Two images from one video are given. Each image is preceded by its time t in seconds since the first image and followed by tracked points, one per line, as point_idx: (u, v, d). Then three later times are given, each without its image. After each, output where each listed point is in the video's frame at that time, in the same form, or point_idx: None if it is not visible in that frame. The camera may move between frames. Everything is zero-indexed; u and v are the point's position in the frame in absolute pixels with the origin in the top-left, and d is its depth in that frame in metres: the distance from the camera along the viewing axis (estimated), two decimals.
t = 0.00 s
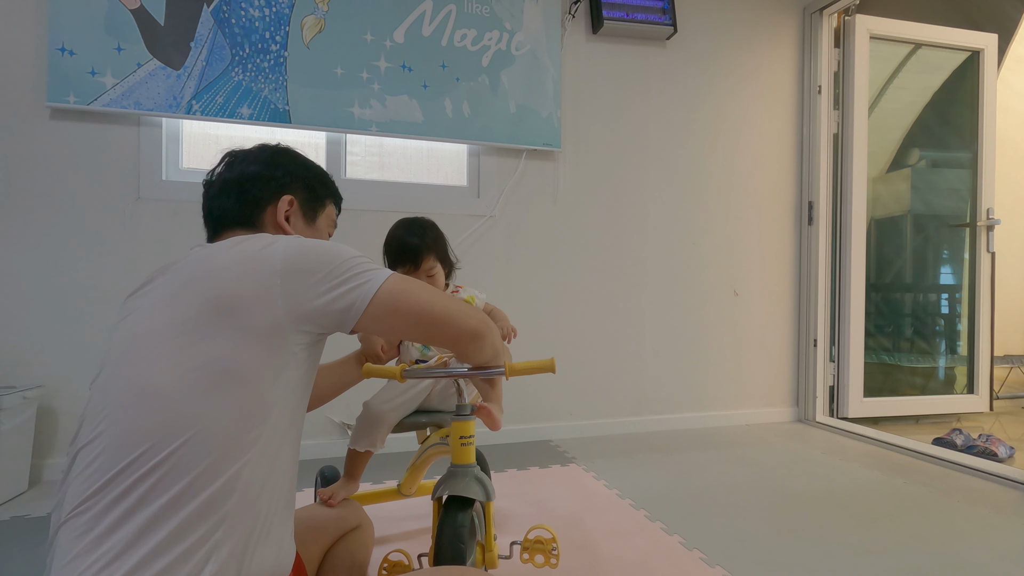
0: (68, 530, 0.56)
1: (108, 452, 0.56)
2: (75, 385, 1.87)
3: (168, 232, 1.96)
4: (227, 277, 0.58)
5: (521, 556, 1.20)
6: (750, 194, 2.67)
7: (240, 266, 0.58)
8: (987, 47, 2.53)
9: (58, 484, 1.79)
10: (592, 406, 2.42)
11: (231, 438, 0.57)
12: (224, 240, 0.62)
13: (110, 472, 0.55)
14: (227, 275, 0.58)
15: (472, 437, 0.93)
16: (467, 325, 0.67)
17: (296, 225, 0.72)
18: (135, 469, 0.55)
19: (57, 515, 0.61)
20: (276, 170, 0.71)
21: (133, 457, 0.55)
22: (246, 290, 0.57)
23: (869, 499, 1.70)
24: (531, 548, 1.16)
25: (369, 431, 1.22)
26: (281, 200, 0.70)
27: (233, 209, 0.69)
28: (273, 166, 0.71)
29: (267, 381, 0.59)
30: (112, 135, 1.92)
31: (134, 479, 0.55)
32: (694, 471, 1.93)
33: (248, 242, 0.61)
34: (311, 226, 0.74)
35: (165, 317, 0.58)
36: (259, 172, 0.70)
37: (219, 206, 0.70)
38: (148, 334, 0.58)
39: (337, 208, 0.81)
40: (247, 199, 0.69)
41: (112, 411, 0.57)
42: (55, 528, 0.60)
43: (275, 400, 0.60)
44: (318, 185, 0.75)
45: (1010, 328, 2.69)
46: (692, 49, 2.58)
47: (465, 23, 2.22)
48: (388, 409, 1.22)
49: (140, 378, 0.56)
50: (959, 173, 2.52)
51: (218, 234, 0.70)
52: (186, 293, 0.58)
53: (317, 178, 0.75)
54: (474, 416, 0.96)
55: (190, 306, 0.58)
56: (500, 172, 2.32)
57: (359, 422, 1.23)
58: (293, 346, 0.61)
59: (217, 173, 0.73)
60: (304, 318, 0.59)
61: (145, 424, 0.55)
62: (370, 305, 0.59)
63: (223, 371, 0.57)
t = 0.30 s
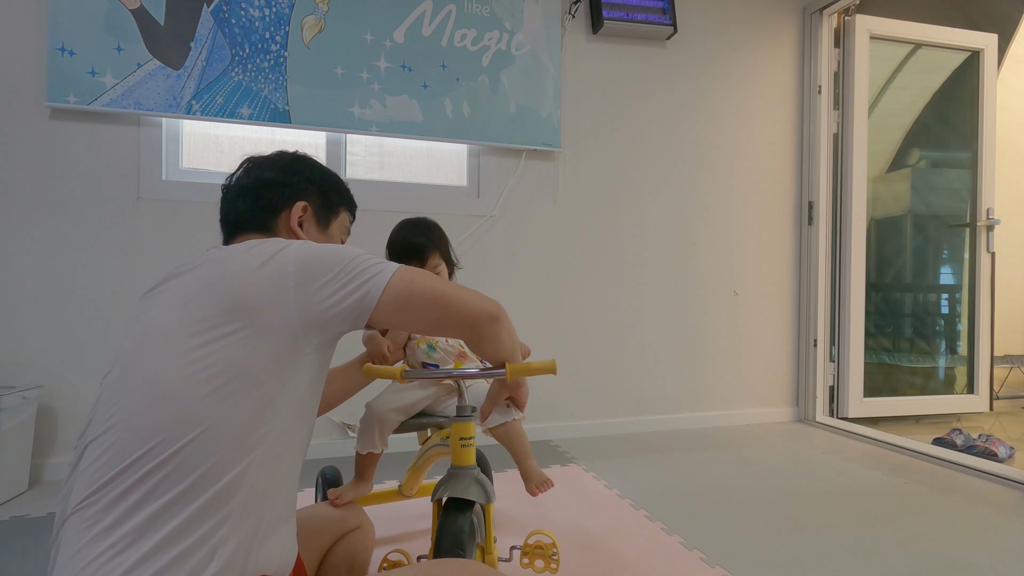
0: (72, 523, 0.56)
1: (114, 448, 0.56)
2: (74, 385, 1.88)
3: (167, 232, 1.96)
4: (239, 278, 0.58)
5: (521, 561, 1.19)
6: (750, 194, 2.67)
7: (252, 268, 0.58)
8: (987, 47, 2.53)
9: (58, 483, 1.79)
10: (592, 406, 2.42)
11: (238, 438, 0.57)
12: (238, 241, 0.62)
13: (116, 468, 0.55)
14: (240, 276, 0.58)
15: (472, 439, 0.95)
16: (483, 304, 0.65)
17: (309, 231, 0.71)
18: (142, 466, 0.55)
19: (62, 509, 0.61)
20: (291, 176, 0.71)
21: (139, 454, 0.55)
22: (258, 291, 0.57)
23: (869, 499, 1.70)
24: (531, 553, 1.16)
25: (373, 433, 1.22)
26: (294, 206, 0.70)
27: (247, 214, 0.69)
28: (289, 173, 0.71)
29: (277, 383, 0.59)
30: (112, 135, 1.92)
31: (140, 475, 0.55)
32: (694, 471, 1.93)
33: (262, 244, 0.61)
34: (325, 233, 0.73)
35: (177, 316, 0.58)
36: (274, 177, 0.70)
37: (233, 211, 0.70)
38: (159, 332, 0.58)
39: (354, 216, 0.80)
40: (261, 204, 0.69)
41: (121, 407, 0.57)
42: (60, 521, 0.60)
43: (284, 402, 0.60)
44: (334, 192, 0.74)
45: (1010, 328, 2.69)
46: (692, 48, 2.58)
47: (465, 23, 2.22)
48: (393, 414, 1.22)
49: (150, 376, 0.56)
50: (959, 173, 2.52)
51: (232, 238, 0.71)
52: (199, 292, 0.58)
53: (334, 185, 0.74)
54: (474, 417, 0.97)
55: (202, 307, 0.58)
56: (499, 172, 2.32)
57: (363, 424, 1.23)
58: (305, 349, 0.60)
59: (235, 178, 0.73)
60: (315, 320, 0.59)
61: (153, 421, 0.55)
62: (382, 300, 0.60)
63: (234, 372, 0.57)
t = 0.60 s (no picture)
0: (73, 522, 0.56)
1: (115, 448, 0.55)
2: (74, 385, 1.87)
3: (167, 232, 1.96)
4: (242, 277, 0.58)
5: None
6: (750, 194, 2.67)
7: (255, 267, 0.58)
8: (987, 47, 2.54)
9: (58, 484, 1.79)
10: (592, 406, 2.42)
11: (241, 439, 0.57)
12: (240, 242, 0.62)
13: (116, 468, 0.55)
14: (244, 276, 0.58)
15: (467, 446, 0.93)
16: (488, 297, 0.66)
17: (314, 234, 0.71)
18: (143, 466, 0.54)
19: (62, 509, 0.61)
20: (299, 178, 0.71)
21: (140, 454, 0.54)
22: (261, 291, 0.57)
23: (868, 499, 1.70)
24: None
25: (366, 431, 1.18)
26: (299, 208, 0.70)
27: (254, 214, 0.69)
28: (298, 175, 0.71)
29: (279, 383, 0.59)
30: (112, 135, 1.92)
31: (141, 475, 0.54)
32: (694, 471, 1.93)
33: (264, 244, 0.61)
34: (331, 237, 0.73)
35: (180, 316, 0.58)
36: (282, 179, 0.70)
37: (241, 211, 0.70)
38: (162, 332, 0.58)
39: (364, 222, 0.80)
40: (268, 205, 0.69)
41: (123, 407, 0.56)
42: (60, 520, 0.60)
43: (286, 403, 0.60)
44: (343, 196, 0.74)
45: (1010, 328, 2.69)
46: (692, 48, 2.58)
47: (465, 23, 2.22)
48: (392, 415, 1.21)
49: (153, 376, 0.56)
50: (959, 173, 2.53)
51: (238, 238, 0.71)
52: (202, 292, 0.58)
53: (343, 189, 0.74)
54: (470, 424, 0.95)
55: (204, 307, 0.57)
56: (500, 172, 2.32)
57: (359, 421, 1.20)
58: (307, 350, 0.60)
59: (246, 179, 0.74)
60: (318, 319, 0.59)
61: (155, 421, 0.55)
62: (386, 296, 0.60)
63: (236, 371, 0.56)
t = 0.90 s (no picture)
0: (68, 527, 0.56)
1: (112, 454, 0.55)
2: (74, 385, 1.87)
3: (167, 233, 1.96)
4: (242, 282, 0.57)
5: None
6: (750, 194, 2.67)
7: (254, 273, 0.58)
8: (986, 48, 2.54)
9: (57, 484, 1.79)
10: (592, 406, 2.42)
11: (240, 446, 0.57)
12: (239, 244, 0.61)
13: (113, 474, 0.55)
14: (243, 281, 0.57)
15: (466, 447, 0.93)
16: (491, 301, 0.66)
17: (318, 237, 0.71)
18: (141, 473, 0.55)
19: (57, 512, 0.61)
20: (310, 180, 0.71)
21: (139, 461, 0.55)
22: (260, 297, 0.57)
23: (869, 499, 1.70)
24: None
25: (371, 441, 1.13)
26: (307, 210, 0.70)
27: (260, 211, 0.69)
28: (309, 176, 0.71)
29: (278, 389, 0.59)
30: (112, 135, 1.92)
31: (138, 481, 0.55)
32: (694, 471, 1.93)
33: (262, 247, 0.60)
34: (336, 241, 0.73)
35: (178, 321, 0.58)
36: (292, 179, 0.70)
37: (247, 207, 0.70)
38: (160, 337, 0.57)
39: (370, 228, 0.80)
40: (277, 204, 0.69)
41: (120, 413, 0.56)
42: (55, 523, 0.60)
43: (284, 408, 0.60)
44: (351, 201, 0.74)
45: (1010, 328, 2.69)
46: (692, 48, 2.58)
47: (465, 24, 2.22)
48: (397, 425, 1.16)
49: (151, 382, 0.56)
50: (959, 173, 2.53)
51: (241, 232, 0.71)
52: (200, 297, 0.58)
53: (353, 195, 0.74)
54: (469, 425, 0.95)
55: (203, 312, 0.57)
56: (500, 172, 2.32)
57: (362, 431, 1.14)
58: (306, 355, 0.61)
59: (256, 173, 0.73)
60: (317, 325, 0.59)
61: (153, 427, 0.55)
62: (388, 302, 0.60)
63: (236, 377, 0.57)
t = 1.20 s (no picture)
0: (67, 536, 0.56)
1: (110, 462, 0.55)
2: (74, 385, 1.87)
3: (167, 233, 1.96)
4: (248, 289, 0.57)
5: None
6: (750, 194, 2.67)
7: (260, 279, 0.57)
8: (986, 48, 2.54)
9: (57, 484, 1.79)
10: (593, 406, 2.42)
11: (245, 454, 0.57)
12: (240, 247, 0.61)
13: (112, 486, 0.55)
14: (249, 288, 0.57)
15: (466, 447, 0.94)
16: (502, 310, 0.68)
17: (319, 238, 0.71)
18: (140, 484, 0.54)
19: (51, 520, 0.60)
20: (314, 180, 0.70)
21: (141, 472, 0.54)
22: (266, 304, 0.57)
23: (869, 499, 1.70)
24: None
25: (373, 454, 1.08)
26: (309, 211, 0.70)
27: (261, 209, 0.69)
28: (312, 175, 0.70)
29: (283, 396, 0.60)
30: (112, 135, 1.92)
31: (139, 492, 0.54)
32: (694, 471, 1.93)
33: (266, 252, 0.60)
34: (336, 243, 0.73)
35: (179, 327, 0.57)
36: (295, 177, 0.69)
37: (246, 202, 0.70)
38: (160, 342, 0.57)
39: (370, 227, 0.80)
40: (278, 203, 0.69)
41: (119, 418, 0.56)
42: (50, 531, 0.59)
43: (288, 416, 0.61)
44: (354, 202, 0.74)
45: (1010, 328, 2.69)
46: (692, 48, 2.58)
47: (465, 24, 2.22)
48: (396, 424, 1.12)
49: (152, 388, 0.56)
50: (959, 173, 2.54)
51: (239, 228, 0.70)
52: (203, 304, 0.58)
53: (357, 195, 0.74)
54: (469, 425, 0.96)
55: (207, 318, 0.57)
56: (500, 172, 2.32)
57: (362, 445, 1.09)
58: (311, 363, 0.61)
59: (257, 166, 0.72)
60: (324, 332, 0.59)
61: (154, 436, 0.55)
62: (399, 310, 0.60)
63: (240, 387, 0.57)
